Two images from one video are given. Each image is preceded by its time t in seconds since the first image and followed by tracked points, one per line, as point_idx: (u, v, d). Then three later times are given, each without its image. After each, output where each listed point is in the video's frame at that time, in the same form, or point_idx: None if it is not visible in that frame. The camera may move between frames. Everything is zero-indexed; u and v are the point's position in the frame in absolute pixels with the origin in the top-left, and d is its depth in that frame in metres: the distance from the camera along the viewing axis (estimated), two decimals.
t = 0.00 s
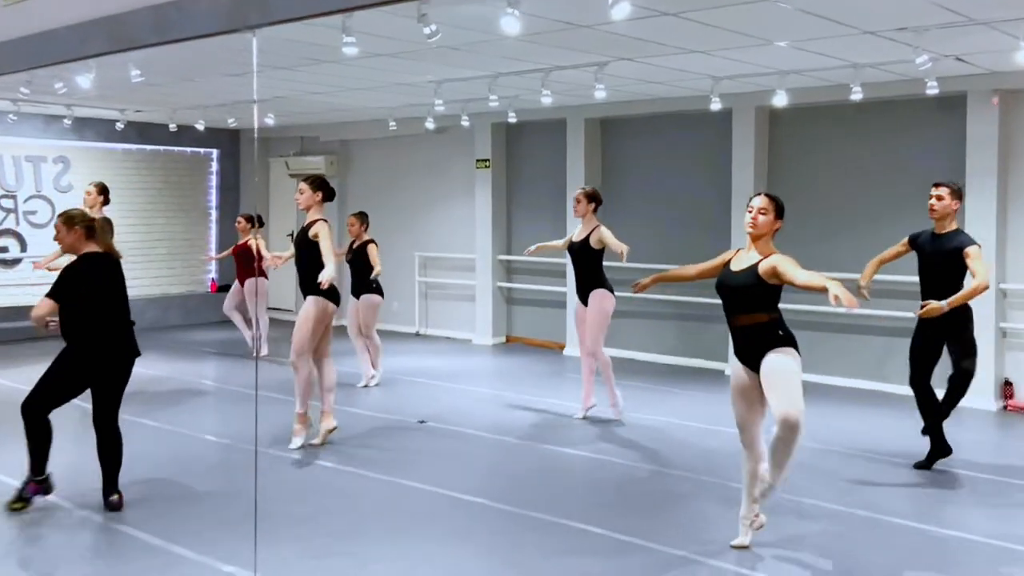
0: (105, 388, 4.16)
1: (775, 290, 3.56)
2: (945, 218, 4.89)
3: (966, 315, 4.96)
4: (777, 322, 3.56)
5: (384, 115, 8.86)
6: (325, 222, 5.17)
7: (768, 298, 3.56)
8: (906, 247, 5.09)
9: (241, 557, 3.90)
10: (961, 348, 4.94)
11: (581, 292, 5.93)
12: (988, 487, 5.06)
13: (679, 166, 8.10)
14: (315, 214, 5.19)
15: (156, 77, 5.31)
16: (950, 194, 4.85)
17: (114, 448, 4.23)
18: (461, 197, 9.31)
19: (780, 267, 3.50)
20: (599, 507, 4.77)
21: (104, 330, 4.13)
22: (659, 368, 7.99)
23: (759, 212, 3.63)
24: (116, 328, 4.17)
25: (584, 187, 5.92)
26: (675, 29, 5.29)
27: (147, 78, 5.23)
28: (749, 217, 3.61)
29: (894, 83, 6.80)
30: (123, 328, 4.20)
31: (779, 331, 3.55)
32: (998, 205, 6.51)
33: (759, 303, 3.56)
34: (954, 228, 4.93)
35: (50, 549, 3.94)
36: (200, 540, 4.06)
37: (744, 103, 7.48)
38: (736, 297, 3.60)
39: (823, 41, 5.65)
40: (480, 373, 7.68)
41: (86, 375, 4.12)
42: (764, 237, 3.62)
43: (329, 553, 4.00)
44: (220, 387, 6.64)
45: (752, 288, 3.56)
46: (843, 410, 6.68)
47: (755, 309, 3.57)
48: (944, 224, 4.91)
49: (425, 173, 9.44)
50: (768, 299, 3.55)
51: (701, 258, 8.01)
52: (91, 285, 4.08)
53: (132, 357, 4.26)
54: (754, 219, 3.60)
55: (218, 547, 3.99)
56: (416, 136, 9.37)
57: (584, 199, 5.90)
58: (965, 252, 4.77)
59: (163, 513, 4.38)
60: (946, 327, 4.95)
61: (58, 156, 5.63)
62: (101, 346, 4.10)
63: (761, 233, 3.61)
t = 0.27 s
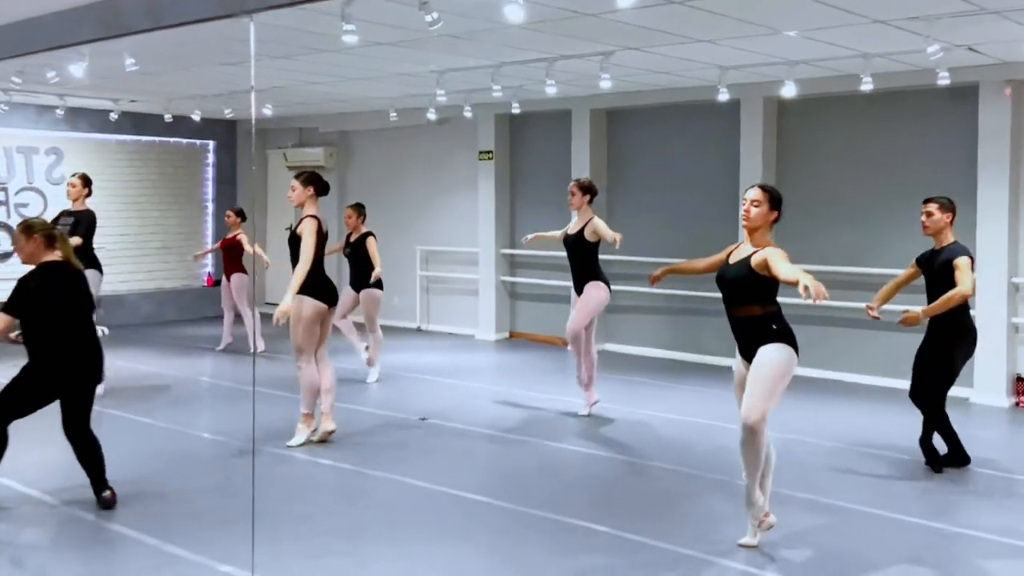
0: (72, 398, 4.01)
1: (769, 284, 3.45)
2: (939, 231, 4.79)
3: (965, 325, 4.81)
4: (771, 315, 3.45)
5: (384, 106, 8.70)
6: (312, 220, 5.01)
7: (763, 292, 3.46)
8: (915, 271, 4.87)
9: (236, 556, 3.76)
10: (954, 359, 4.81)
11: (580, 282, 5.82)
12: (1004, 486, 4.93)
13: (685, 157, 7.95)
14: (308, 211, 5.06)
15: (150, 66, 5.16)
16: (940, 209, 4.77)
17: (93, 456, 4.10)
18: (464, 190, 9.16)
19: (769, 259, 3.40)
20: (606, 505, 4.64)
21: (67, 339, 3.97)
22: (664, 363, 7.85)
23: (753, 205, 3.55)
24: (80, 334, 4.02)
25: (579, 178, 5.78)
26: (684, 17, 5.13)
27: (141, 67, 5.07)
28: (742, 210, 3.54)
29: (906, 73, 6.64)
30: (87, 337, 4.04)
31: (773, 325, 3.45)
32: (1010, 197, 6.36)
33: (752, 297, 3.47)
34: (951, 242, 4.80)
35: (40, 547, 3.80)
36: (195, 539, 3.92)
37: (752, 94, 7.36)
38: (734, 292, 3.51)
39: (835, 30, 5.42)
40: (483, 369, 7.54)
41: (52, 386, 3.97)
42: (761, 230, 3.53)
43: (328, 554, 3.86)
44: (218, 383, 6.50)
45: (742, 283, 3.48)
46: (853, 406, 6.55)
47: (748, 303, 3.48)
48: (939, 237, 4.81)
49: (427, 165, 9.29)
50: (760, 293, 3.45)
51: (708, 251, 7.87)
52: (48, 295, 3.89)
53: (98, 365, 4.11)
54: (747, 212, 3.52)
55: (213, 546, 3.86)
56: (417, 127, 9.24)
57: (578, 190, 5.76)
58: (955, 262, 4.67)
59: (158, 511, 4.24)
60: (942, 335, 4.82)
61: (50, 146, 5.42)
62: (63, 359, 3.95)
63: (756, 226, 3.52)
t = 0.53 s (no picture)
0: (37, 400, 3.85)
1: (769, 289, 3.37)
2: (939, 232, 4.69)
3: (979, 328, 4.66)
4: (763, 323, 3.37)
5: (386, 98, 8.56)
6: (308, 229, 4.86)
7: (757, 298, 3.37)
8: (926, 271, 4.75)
9: (234, 557, 3.64)
10: (961, 358, 4.64)
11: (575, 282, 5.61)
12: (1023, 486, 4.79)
13: (693, 150, 7.83)
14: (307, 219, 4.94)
15: (145, 57, 5.03)
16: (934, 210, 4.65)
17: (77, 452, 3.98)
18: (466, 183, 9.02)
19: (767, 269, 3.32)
20: (614, 504, 4.51)
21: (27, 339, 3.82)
22: (671, 359, 7.73)
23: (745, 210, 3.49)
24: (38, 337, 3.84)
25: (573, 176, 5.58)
26: (693, 7, 4.99)
27: (137, 58, 4.92)
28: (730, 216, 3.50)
29: (918, 64, 6.50)
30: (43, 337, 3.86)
31: (764, 333, 3.37)
32: None
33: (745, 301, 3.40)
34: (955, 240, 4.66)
35: (32, 548, 3.68)
36: (192, 539, 3.80)
37: (760, 86, 7.23)
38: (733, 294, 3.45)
39: (844, 21, 5.27)
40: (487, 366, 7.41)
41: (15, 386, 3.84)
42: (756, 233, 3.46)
43: (328, 555, 3.74)
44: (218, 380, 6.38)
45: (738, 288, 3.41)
46: (865, 404, 6.42)
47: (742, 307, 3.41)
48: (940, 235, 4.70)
49: (430, 157, 9.16)
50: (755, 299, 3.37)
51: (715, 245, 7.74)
52: (1, 289, 3.77)
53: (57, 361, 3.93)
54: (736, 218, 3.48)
55: (211, 546, 3.73)
56: (419, 119, 9.11)
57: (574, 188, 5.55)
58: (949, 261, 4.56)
59: (155, 511, 4.12)
60: (954, 328, 4.67)
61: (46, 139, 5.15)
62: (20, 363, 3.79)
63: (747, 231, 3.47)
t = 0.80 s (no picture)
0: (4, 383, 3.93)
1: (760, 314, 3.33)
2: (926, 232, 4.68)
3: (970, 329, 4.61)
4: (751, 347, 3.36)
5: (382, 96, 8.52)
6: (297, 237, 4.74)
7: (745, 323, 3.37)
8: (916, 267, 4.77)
9: (231, 556, 3.61)
10: (954, 360, 4.59)
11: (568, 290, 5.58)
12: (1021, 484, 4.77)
13: (691, 148, 7.80)
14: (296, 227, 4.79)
15: (140, 55, 4.99)
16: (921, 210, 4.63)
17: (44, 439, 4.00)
18: (463, 181, 8.99)
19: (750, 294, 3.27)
20: (612, 503, 4.49)
21: None
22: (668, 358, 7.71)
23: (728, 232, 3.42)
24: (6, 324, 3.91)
25: (567, 183, 5.54)
26: (691, 5, 4.97)
27: (131, 54, 4.88)
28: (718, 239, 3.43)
29: (916, 61, 6.47)
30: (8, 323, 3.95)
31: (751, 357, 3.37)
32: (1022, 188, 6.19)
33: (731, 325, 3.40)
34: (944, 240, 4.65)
35: (25, 547, 3.65)
36: (188, 539, 3.77)
37: (758, 85, 7.21)
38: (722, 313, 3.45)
39: (841, 19, 5.24)
40: (484, 365, 7.39)
41: None
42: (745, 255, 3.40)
43: (324, 554, 3.71)
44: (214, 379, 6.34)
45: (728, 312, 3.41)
46: (862, 402, 6.40)
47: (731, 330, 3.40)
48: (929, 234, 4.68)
49: (427, 155, 9.13)
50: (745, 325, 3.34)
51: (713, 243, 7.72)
52: None
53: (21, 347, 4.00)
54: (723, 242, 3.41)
55: (207, 546, 3.70)
56: (416, 117, 9.08)
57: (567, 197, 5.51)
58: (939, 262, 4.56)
59: (150, 511, 4.09)
60: (947, 332, 4.61)
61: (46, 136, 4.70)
62: None
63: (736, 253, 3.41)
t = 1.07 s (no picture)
0: None
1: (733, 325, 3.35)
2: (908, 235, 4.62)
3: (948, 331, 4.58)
4: (731, 359, 3.41)
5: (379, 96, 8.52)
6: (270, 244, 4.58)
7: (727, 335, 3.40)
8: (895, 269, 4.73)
9: (229, 556, 3.60)
10: (933, 361, 4.55)
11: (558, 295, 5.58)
12: (1018, 484, 4.77)
13: (687, 148, 7.80)
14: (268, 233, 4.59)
15: (138, 54, 4.98)
16: (902, 211, 4.58)
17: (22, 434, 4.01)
18: (460, 181, 8.99)
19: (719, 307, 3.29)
20: (610, 502, 4.48)
21: None
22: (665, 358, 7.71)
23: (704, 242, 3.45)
24: None
25: (556, 190, 5.52)
26: (687, 5, 4.97)
27: (127, 54, 4.85)
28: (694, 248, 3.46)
29: (913, 62, 6.48)
30: None
31: (730, 368, 3.41)
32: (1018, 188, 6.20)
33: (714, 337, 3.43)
34: (923, 242, 4.61)
35: (24, 546, 3.64)
36: (186, 539, 3.76)
37: (755, 85, 7.22)
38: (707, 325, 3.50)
39: (838, 19, 5.25)
40: (481, 364, 7.38)
41: None
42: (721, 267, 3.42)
43: (322, 555, 3.70)
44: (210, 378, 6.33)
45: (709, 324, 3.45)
46: (859, 402, 6.41)
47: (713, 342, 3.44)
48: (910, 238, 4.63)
49: (423, 155, 9.13)
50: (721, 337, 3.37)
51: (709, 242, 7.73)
52: None
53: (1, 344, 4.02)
54: (698, 251, 3.44)
55: (205, 545, 3.69)
56: (412, 116, 9.07)
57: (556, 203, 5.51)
58: (916, 264, 4.53)
59: (148, 510, 4.08)
60: (925, 335, 4.58)
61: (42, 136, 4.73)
62: None
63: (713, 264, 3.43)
